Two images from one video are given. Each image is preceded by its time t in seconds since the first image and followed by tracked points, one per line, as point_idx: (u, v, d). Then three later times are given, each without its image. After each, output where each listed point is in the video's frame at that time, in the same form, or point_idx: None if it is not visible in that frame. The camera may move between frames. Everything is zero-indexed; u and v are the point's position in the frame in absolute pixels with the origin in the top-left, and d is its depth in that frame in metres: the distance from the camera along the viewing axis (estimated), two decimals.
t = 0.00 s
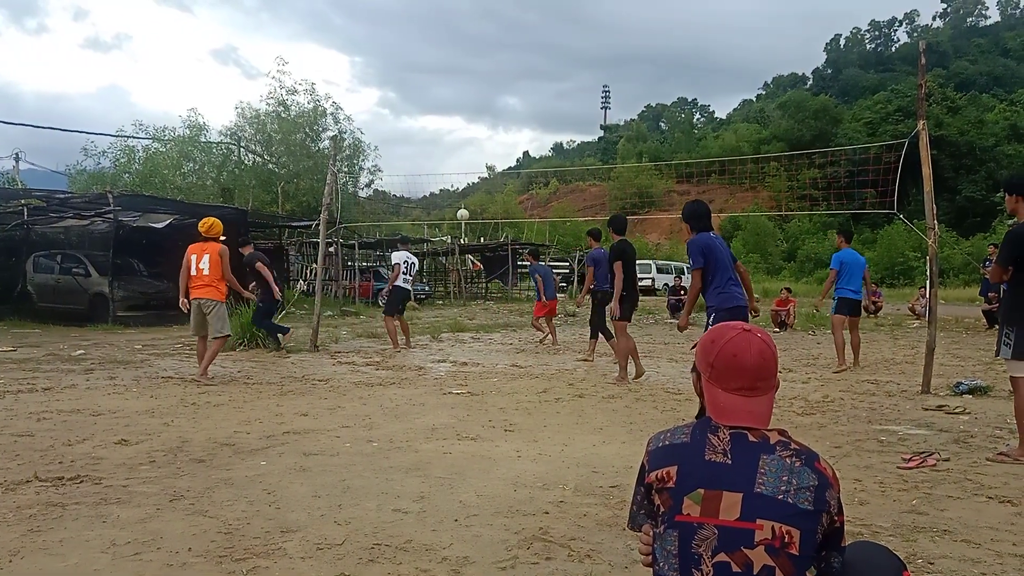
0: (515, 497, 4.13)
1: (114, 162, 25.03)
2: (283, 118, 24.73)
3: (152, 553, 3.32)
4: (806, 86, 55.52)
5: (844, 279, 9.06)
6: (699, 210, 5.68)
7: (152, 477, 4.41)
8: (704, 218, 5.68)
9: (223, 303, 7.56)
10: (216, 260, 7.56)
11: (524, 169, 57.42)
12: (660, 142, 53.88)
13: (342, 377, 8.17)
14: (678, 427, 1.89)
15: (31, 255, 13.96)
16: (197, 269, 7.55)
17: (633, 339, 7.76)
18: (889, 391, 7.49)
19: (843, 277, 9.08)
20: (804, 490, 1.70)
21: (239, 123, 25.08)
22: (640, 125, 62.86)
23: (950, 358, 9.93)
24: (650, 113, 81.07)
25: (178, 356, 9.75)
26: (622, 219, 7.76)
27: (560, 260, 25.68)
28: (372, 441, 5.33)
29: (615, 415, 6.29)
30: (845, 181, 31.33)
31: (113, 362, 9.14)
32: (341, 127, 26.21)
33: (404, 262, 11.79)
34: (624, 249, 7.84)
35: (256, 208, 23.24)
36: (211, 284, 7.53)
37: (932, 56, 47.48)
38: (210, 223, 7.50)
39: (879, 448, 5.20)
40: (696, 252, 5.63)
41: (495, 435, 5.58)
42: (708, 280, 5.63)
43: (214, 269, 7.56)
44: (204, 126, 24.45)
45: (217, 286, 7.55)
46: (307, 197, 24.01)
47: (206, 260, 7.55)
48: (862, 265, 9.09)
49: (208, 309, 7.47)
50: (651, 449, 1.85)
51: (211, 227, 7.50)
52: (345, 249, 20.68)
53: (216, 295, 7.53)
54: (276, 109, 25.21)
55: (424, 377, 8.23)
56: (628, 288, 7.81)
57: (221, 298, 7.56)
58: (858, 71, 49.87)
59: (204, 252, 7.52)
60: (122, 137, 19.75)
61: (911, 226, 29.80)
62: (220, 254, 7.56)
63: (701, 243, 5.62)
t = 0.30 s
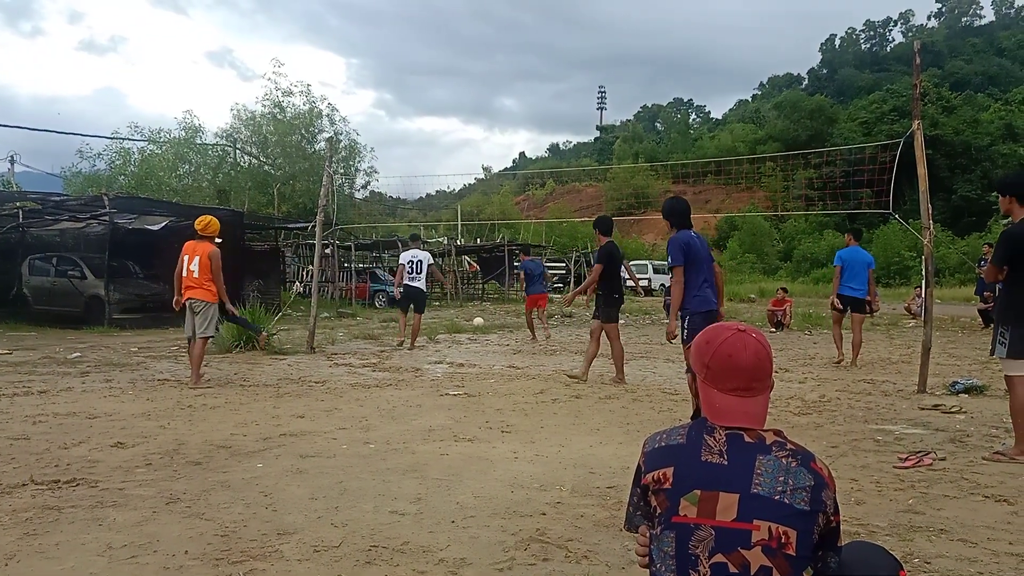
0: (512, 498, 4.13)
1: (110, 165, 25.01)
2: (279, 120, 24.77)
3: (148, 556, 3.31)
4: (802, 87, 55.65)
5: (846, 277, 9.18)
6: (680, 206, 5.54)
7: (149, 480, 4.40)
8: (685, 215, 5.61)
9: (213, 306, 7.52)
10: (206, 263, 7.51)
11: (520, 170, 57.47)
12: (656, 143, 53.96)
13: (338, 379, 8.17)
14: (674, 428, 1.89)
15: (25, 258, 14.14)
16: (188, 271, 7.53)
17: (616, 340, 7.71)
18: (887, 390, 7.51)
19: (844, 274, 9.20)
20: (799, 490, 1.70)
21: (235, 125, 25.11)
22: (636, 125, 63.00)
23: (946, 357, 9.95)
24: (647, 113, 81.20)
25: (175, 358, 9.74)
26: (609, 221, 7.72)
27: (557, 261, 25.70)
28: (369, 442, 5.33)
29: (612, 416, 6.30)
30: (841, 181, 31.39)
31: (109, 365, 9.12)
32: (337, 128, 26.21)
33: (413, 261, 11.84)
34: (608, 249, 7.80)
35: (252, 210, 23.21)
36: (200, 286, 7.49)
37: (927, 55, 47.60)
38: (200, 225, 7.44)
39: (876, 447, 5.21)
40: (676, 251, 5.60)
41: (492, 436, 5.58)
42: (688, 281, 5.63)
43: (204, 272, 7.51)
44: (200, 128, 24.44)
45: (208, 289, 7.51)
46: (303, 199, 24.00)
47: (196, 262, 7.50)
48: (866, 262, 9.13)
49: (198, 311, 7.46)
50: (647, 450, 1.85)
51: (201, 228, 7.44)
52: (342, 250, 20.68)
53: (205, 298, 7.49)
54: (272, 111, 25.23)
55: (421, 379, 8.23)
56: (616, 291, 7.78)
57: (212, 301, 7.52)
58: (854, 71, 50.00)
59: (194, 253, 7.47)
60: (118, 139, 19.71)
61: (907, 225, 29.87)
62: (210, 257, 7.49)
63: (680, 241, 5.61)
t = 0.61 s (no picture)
0: (511, 498, 4.13)
1: (106, 167, 24.98)
2: (276, 122, 24.80)
3: (148, 559, 3.31)
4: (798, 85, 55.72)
5: (845, 279, 9.23)
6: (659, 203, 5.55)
7: (147, 483, 4.39)
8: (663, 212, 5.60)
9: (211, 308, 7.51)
10: (200, 266, 7.49)
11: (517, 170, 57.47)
12: (653, 142, 54.01)
13: (336, 380, 8.16)
14: (672, 427, 1.89)
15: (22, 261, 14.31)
16: (183, 275, 7.53)
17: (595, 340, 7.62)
18: (885, 388, 7.52)
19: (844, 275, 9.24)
20: (797, 489, 1.70)
21: (231, 127, 25.13)
22: (632, 125, 63.06)
23: (943, 355, 9.97)
24: (643, 112, 81.25)
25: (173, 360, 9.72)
26: (588, 221, 7.71)
27: (554, 260, 25.71)
28: (367, 443, 5.33)
29: (611, 415, 6.31)
30: (838, 179, 31.42)
31: (107, 367, 9.11)
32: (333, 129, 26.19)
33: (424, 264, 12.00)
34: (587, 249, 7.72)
35: (249, 211, 23.19)
36: (196, 288, 7.48)
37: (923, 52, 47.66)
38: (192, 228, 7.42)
39: (874, 445, 5.22)
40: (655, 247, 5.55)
41: (490, 436, 5.58)
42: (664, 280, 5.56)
43: (198, 274, 7.49)
44: (196, 129, 24.42)
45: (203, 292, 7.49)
46: (300, 200, 23.97)
47: (190, 265, 7.49)
48: (866, 263, 9.13)
49: (196, 314, 7.47)
50: (645, 450, 1.85)
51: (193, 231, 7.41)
52: (339, 251, 20.68)
53: (201, 300, 7.47)
54: (268, 112, 25.23)
55: (419, 379, 8.23)
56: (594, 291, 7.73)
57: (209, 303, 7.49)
58: (849, 68, 50.06)
59: (187, 257, 7.46)
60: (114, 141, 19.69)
61: (904, 223, 29.91)
62: (203, 260, 7.44)
63: (656, 240, 5.58)
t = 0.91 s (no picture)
0: (511, 498, 4.12)
1: (106, 167, 24.98)
2: (275, 121, 24.79)
3: (147, 558, 3.31)
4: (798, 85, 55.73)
5: (844, 273, 9.28)
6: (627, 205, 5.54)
7: (147, 482, 4.39)
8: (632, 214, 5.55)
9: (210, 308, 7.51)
10: (196, 266, 7.48)
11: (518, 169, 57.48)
12: (653, 142, 54.00)
13: (337, 380, 8.16)
14: (670, 426, 1.89)
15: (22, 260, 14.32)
16: (181, 274, 7.53)
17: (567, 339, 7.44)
18: (884, 387, 7.52)
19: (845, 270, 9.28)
20: (795, 487, 1.70)
21: (231, 126, 25.16)
22: (632, 124, 63.07)
23: (943, 355, 9.97)
24: (643, 112, 81.24)
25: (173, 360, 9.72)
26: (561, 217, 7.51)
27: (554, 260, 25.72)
28: (367, 443, 5.33)
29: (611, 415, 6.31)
30: (837, 178, 31.42)
31: (106, 367, 9.10)
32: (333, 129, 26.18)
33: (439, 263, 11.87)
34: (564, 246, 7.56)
35: (248, 211, 23.18)
36: (194, 289, 7.48)
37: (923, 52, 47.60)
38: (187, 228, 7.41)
39: (873, 444, 5.22)
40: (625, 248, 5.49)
41: (490, 436, 5.58)
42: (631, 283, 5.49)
43: (195, 274, 7.49)
44: (196, 129, 24.41)
45: (201, 291, 7.48)
46: (299, 200, 23.95)
47: (188, 265, 7.48)
48: (866, 258, 9.10)
49: (195, 314, 7.47)
50: (644, 450, 1.86)
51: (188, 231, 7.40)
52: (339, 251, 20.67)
53: (200, 300, 7.47)
54: (267, 112, 25.23)
55: (419, 379, 8.23)
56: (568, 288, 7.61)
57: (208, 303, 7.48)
58: (849, 68, 50.04)
59: (185, 257, 7.45)
60: (115, 141, 19.69)
61: (903, 222, 29.91)
62: (201, 260, 7.43)
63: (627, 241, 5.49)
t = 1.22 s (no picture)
0: (506, 498, 4.12)
1: (102, 166, 24.95)
2: (272, 121, 24.76)
3: (143, 558, 3.30)
4: (795, 86, 55.77)
5: (846, 278, 9.28)
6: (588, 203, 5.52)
7: (142, 482, 4.38)
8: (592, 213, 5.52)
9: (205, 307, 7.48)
10: (191, 265, 7.47)
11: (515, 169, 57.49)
12: (650, 142, 54.02)
13: (333, 379, 8.15)
14: (667, 426, 1.89)
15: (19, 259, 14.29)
16: (177, 274, 7.53)
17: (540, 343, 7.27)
18: (881, 387, 7.53)
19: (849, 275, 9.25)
20: (790, 488, 1.70)
21: (228, 126, 25.16)
22: (629, 125, 63.11)
23: (939, 355, 9.97)
24: (641, 112, 81.31)
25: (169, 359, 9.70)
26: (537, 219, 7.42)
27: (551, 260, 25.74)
28: (363, 443, 5.33)
29: (607, 415, 6.30)
30: (834, 179, 31.46)
31: (102, 366, 9.08)
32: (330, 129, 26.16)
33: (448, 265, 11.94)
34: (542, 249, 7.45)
35: (245, 210, 23.16)
36: (190, 289, 7.48)
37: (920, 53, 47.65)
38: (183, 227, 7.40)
39: (869, 444, 5.23)
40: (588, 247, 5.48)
41: (487, 436, 5.58)
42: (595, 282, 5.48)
43: (191, 273, 7.48)
44: (193, 129, 24.39)
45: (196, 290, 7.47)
46: (296, 200, 23.92)
47: (184, 264, 7.48)
48: (867, 264, 9.09)
49: (190, 313, 7.44)
50: (640, 449, 1.85)
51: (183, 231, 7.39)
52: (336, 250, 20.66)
53: (196, 300, 7.45)
54: (264, 111, 25.22)
55: (416, 379, 8.22)
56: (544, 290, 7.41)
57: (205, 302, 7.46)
58: (846, 69, 50.10)
59: (181, 256, 7.44)
60: (111, 140, 19.65)
61: (899, 223, 29.95)
62: (196, 259, 7.41)
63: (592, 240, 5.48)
